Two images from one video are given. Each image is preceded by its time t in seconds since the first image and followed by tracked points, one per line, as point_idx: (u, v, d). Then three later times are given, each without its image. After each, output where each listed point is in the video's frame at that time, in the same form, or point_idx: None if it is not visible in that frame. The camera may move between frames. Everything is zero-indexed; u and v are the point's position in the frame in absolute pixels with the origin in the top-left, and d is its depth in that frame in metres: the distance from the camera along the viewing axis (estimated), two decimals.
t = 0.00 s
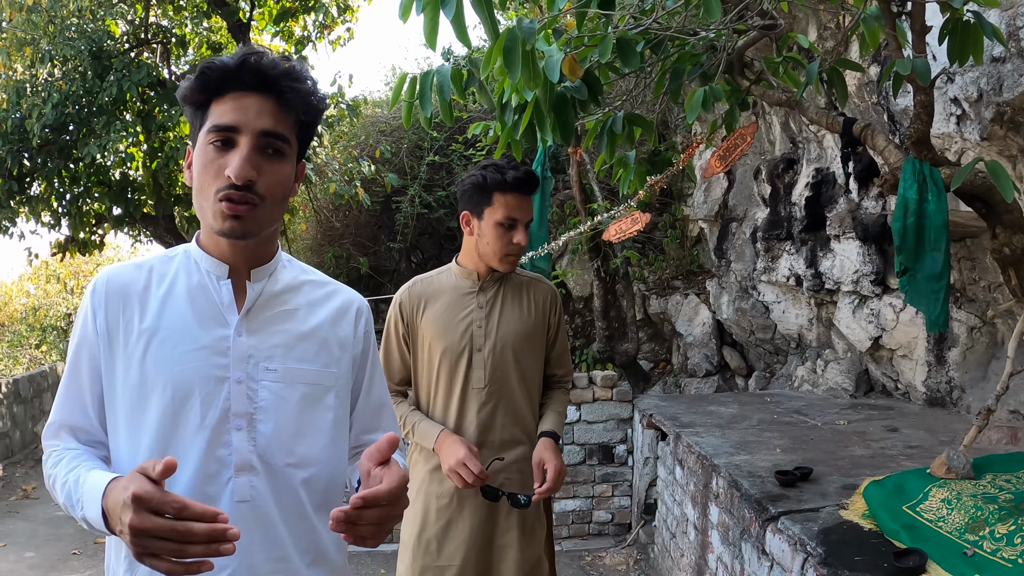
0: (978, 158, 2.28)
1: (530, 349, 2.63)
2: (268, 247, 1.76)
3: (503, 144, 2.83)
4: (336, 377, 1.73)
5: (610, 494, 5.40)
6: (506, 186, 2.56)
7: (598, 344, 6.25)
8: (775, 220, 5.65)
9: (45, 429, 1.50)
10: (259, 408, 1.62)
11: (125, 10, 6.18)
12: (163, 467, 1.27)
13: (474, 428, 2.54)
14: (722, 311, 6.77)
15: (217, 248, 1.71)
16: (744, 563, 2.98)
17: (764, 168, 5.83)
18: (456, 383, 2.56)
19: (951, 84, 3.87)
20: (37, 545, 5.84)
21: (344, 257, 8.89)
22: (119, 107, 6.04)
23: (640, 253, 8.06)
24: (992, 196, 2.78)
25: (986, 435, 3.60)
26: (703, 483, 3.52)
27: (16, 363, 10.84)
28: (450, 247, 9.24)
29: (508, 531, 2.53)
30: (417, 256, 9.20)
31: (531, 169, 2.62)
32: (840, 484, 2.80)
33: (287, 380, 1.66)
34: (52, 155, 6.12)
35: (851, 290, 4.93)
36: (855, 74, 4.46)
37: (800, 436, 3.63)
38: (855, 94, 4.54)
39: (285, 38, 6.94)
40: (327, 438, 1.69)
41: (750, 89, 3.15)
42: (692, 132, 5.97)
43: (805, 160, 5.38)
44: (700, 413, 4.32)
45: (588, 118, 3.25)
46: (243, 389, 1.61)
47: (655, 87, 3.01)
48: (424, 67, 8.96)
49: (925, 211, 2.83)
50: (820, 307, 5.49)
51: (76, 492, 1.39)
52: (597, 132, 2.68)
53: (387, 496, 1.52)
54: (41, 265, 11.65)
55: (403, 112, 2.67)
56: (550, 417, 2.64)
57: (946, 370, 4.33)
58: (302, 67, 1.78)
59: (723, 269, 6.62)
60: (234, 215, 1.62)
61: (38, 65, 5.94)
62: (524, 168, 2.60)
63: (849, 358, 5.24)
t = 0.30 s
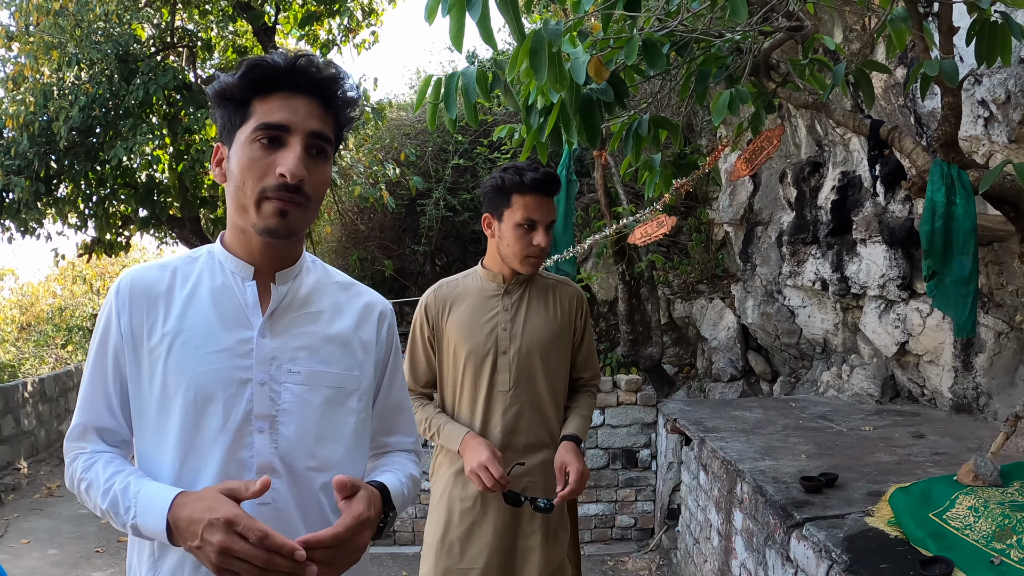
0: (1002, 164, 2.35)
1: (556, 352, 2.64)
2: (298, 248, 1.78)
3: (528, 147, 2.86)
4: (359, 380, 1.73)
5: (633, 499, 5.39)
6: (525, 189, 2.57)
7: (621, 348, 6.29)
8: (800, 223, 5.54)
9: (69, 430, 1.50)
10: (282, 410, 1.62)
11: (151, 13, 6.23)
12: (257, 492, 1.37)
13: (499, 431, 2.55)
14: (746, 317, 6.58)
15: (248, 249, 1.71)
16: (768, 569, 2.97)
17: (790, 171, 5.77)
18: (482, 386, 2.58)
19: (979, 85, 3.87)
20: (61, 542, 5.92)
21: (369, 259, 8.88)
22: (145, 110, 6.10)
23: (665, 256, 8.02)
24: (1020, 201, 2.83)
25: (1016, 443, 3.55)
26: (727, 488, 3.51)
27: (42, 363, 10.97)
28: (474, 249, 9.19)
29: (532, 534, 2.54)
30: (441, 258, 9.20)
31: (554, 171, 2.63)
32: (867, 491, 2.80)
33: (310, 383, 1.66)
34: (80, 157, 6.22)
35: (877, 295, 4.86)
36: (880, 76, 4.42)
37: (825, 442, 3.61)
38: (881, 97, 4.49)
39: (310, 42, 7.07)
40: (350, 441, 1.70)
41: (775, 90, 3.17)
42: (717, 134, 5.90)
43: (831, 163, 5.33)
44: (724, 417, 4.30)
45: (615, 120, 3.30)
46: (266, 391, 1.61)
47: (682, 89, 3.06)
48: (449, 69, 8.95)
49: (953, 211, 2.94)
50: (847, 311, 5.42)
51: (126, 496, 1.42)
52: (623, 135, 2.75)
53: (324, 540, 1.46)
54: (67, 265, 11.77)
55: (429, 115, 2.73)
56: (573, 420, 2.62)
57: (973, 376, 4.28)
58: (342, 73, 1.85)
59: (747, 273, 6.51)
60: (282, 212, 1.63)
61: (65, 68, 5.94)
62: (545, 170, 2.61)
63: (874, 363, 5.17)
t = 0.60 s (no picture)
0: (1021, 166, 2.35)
1: (575, 354, 2.63)
2: (317, 250, 1.79)
3: (549, 148, 2.85)
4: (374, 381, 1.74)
5: (654, 502, 5.37)
6: (537, 190, 2.57)
7: (643, 350, 5.97)
8: (823, 226, 5.49)
9: (84, 426, 1.49)
10: (297, 410, 1.62)
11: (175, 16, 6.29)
12: (281, 493, 1.37)
13: (517, 433, 2.55)
14: (769, 319, 6.55)
15: (266, 249, 1.72)
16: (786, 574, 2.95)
17: (813, 173, 5.72)
18: (500, 387, 2.58)
19: (1004, 86, 3.87)
20: (82, 538, 5.99)
21: (392, 261, 8.90)
22: (170, 111, 6.16)
23: (688, 258, 7.98)
24: None
25: None
26: (747, 492, 3.49)
27: (67, 360, 11.13)
28: (497, 251, 9.14)
29: (550, 535, 2.53)
30: (464, 260, 9.18)
31: (569, 168, 2.62)
32: (887, 497, 2.77)
33: (325, 384, 1.66)
34: (105, 158, 6.30)
35: (901, 298, 4.78)
36: (904, 77, 4.37)
37: (847, 447, 3.58)
38: (905, 98, 4.44)
39: (333, 43, 7.14)
40: (364, 441, 1.71)
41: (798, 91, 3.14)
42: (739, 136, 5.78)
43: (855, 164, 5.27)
44: (745, 421, 4.27)
45: (636, 122, 3.31)
46: (282, 390, 1.61)
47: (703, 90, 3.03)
48: (472, 71, 8.95)
49: (976, 214, 2.94)
50: (871, 315, 5.35)
51: (144, 493, 1.43)
52: (644, 136, 2.78)
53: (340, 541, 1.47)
54: (93, 264, 11.94)
55: (449, 116, 2.72)
56: (591, 421, 2.60)
57: (997, 382, 4.19)
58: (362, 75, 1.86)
59: (770, 276, 6.44)
60: (300, 214, 1.65)
61: (90, 70, 6.00)
62: (559, 169, 2.60)
63: (898, 368, 5.07)
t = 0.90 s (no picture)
0: None
1: (592, 358, 2.63)
2: (336, 254, 1.79)
3: (567, 151, 2.86)
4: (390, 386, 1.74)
5: (672, 505, 5.34)
6: (529, 187, 2.73)
7: (662, 354, 6.00)
8: (844, 229, 5.46)
9: (106, 425, 1.51)
10: (314, 413, 1.63)
11: (197, 19, 6.37)
12: (302, 495, 1.38)
13: (535, 436, 2.56)
14: (788, 322, 6.54)
15: (285, 253, 1.72)
16: None
17: (833, 176, 5.68)
18: (518, 391, 2.60)
19: None
20: (102, 535, 6.06)
21: (412, 262, 8.95)
22: (192, 113, 6.23)
23: (708, 261, 7.97)
24: None
25: None
26: (765, 497, 3.46)
27: (89, 359, 11.27)
28: (518, 253, 9.16)
29: (566, 539, 2.53)
30: (485, 261, 9.20)
31: (563, 168, 2.70)
32: (905, 503, 2.74)
33: (343, 388, 1.67)
34: (127, 159, 6.37)
35: (921, 302, 4.73)
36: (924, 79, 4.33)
37: (866, 452, 3.54)
38: (925, 100, 4.40)
39: (354, 46, 7.19)
40: (380, 445, 1.71)
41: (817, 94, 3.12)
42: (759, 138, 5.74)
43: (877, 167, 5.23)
44: (763, 425, 4.24)
45: (658, 124, 3.32)
46: (300, 393, 1.62)
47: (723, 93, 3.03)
48: (491, 73, 8.97)
49: (996, 218, 2.92)
50: (891, 319, 5.30)
51: (166, 493, 1.44)
52: (664, 140, 2.78)
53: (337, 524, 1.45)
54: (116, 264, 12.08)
55: (468, 118, 2.72)
56: (609, 425, 2.59)
57: (1019, 388, 4.08)
58: (382, 80, 1.86)
59: (790, 279, 6.44)
60: (319, 218, 1.65)
61: (113, 72, 6.07)
62: (552, 168, 2.71)
63: (918, 373, 5.00)
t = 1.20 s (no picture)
0: None
1: (609, 357, 2.62)
2: (355, 252, 1.78)
3: (585, 150, 2.85)
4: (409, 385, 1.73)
5: (689, 506, 5.32)
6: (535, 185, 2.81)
7: (681, 354, 6.02)
8: (864, 229, 5.43)
9: (126, 420, 1.51)
10: (332, 411, 1.62)
11: (216, 19, 6.43)
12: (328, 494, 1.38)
13: (552, 435, 2.56)
14: (809, 323, 6.60)
15: (305, 250, 1.72)
16: None
17: (853, 175, 5.63)
18: (536, 390, 2.60)
19: None
20: (120, 531, 6.11)
21: (430, 261, 8.97)
22: (211, 113, 6.28)
23: (728, 262, 7.93)
24: None
25: None
26: (782, 498, 3.44)
27: (108, 356, 11.37)
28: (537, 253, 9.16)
29: (581, 539, 2.52)
30: (503, 261, 9.20)
31: (564, 165, 2.73)
32: (924, 506, 2.72)
33: (361, 385, 1.66)
34: (147, 159, 6.42)
35: (941, 303, 4.68)
36: (944, 78, 4.28)
37: (885, 454, 3.51)
38: (945, 98, 4.35)
39: (372, 46, 7.21)
40: (399, 443, 1.70)
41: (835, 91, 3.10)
42: (778, 137, 5.70)
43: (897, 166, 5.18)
44: (782, 426, 4.22)
45: (677, 123, 3.32)
46: (318, 390, 1.61)
47: (742, 91, 3.01)
48: (508, 72, 8.97)
49: (1017, 217, 2.89)
50: (911, 320, 5.24)
51: (187, 489, 1.44)
52: (683, 139, 2.77)
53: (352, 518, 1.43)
54: (136, 263, 12.17)
55: (486, 117, 2.73)
56: (626, 426, 2.58)
57: None
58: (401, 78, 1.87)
59: (810, 280, 6.42)
60: (339, 212, 1.65)
61: (132, 72, 6.12)
62: (554, 167, 2.76)
63: (938, 374, 4.94)
